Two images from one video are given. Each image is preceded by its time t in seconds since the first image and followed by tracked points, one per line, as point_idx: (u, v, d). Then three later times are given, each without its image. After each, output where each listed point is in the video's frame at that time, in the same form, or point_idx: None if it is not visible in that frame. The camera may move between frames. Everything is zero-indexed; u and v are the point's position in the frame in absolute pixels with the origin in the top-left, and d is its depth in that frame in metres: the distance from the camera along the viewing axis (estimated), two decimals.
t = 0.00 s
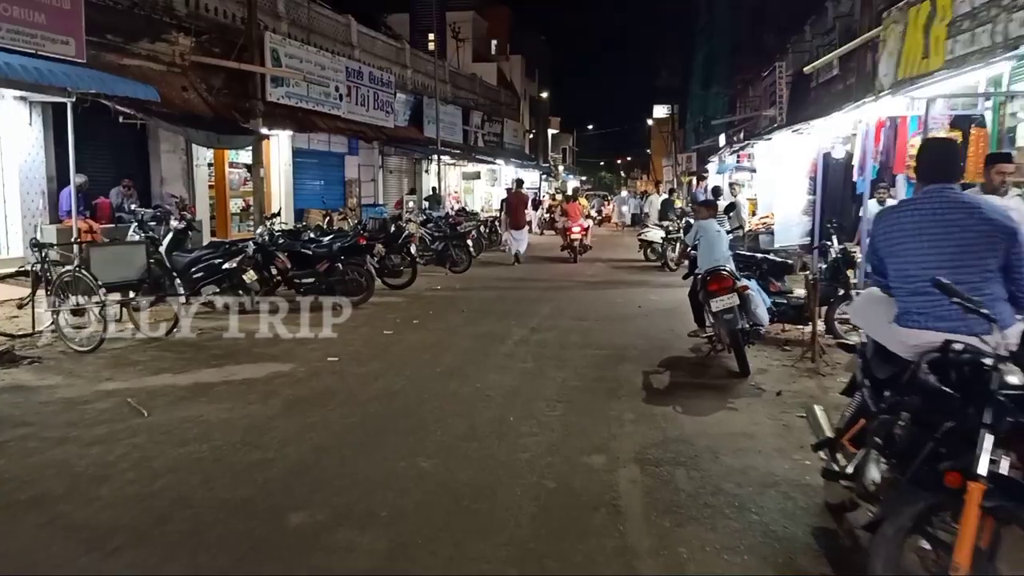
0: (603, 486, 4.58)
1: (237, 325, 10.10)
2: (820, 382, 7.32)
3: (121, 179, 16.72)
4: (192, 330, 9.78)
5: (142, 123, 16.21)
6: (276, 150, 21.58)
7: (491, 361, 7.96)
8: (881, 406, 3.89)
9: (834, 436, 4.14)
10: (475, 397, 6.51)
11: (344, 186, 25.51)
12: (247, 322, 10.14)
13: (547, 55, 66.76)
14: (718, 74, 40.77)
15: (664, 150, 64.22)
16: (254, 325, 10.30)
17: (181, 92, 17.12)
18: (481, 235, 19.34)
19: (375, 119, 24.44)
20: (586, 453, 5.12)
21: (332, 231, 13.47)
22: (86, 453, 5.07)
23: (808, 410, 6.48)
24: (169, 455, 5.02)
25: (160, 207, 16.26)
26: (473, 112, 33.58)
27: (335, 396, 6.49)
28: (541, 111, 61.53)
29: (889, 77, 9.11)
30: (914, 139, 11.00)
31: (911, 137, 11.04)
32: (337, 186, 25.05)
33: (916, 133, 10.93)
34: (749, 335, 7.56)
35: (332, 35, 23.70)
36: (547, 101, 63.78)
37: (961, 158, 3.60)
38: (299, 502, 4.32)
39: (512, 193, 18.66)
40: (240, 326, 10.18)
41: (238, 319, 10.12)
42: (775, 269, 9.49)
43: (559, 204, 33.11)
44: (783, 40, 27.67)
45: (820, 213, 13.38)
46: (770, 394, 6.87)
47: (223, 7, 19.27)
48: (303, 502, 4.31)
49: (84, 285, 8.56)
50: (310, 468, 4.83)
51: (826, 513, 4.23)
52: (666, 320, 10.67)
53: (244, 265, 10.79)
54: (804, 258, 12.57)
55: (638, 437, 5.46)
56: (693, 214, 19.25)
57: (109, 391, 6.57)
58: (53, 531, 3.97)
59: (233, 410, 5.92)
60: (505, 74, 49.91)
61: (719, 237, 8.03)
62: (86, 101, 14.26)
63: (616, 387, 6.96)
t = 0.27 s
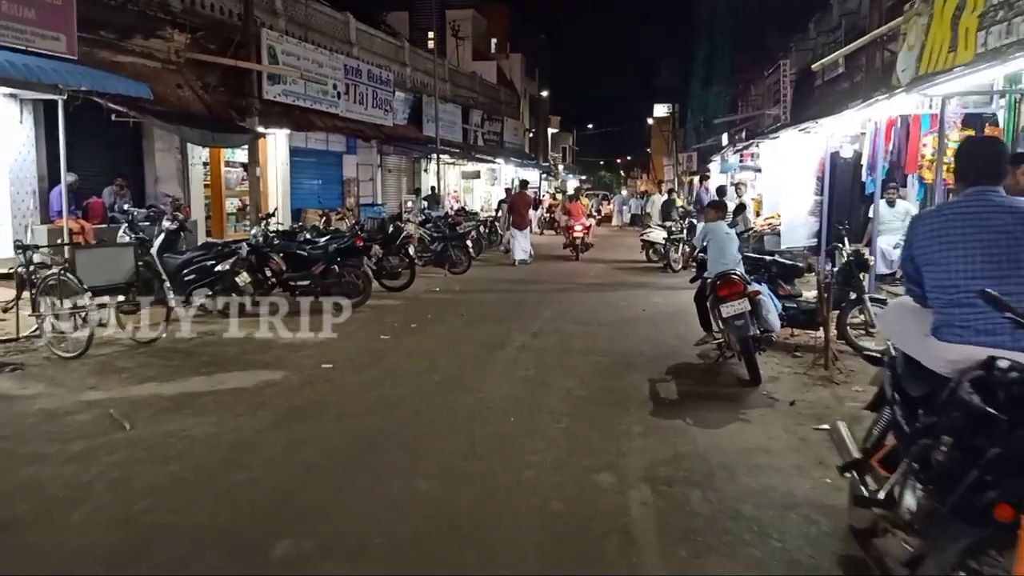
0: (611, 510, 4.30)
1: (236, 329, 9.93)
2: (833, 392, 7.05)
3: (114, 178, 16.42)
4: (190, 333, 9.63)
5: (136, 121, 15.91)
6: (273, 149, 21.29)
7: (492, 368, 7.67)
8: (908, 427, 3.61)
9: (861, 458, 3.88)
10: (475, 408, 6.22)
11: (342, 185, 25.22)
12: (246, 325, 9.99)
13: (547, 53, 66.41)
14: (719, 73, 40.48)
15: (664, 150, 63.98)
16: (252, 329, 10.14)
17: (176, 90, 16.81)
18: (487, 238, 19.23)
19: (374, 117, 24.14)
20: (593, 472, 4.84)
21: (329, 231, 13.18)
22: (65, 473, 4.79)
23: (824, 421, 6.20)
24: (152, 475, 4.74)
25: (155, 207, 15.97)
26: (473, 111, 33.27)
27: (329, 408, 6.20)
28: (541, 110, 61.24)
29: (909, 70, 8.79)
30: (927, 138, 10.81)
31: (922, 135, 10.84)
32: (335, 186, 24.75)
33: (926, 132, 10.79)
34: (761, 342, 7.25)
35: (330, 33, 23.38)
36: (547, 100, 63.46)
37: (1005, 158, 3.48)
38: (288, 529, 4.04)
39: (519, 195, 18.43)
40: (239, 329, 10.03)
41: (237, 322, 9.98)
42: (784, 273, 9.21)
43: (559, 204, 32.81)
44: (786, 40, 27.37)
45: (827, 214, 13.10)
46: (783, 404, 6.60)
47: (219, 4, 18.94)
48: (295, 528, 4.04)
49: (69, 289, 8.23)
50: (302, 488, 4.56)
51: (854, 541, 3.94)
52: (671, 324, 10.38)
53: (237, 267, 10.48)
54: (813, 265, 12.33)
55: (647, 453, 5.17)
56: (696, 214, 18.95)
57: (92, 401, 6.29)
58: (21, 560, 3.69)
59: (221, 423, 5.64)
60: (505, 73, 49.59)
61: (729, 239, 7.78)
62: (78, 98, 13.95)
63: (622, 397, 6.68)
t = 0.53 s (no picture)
0: (624, 532, 3.98)
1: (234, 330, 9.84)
2: (853, 399, 6.72)
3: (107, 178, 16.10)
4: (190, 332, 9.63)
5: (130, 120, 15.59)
6: (272, 148, 20.97)
7: (494, 374, 7.35)
8: (958, 449, 3.32)
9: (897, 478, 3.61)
10: (477, 419, 5.91)
11: (342, 185, 24.91)
12: (246, 326, 9.97)
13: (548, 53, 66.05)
14: (722, 73, 40.16)
15: (666, 150, 63.60)
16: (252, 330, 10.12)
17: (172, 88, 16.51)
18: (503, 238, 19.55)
19: (373, 116, 23.81)
20: (604, 489, 4.52)
21: (326, 232, 12.86)
22: (39, 492, 4.47)
23: (844, 431, 5.88)
24: (132, 495, 4.42)
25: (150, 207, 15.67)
26: (474, 111, 32.94)
27: (324, 418, 5.88)
28: (542, 110, 60.89)
29: (936, 61, 8.44)
30: (943, 135, 10.54)
31: (938, 133, 10.56)
32: (334, 185, 24.44)
33: (942, 129, 10.55)
34: (777, 348, 6.92)
35: (329, 31, 23.07)
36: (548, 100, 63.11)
37: None
38: (275, 554, 3.73)
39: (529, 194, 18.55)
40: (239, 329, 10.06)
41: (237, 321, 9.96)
42: (796, 274, 8.89)
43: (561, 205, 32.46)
44: (791, 37, 27.03)
45: (838, 213, 12.78)
46: (802, 413, 6.28)
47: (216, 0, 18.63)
48: (282, 554, 3.73)
49: (54, 291, 7.95)
50: (292, 509, 4.23)
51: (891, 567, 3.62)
52: (679, 328, 10.05)
53: (231, 268, 10.16)
54: (829, 263, 12.38)
55: (660, 467, 4.86)
56: (701, 214, 18.61)
57: (74, 410, 5.98)
58: None
59: (208, 435, 5.33)
60: (506, 72, 49.25)
61: (743, 240, 7.46)
62: (70, 96, 13.65)
63: (632, 405, 6.35)
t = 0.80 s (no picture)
0: (635, 567, 3.68)
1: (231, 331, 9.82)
2: (871, 413, 6.42)
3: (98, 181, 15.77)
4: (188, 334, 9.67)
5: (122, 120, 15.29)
6: (269, 150, 20.67)
7: (495, 386, 7.04)
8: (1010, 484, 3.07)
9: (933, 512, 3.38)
10: (476, 436, 5.60)
11: (340, 187, 24.60)
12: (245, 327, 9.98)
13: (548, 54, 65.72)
14: (724, 73, 39.83)
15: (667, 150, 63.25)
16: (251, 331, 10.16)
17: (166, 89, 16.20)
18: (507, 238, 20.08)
19: (372, 117, 23.49)
20: (613, 517, 4.21)
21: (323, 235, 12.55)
22: None
23: (866, 450, 5.57)
24: (103, 524, 4.10)
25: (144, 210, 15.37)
26: (474, 111, 32.62)
27: (313, 436, 5.56)
28: (543, 110, 60.55)
29: (969, 58, 7.94)
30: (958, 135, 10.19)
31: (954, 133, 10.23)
32: (333, 187, 24.13)
33: (958, 130, 10.14)
34: (792, 359, 6.59)
35: (328, 30, 22.75)
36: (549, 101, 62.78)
37: None
38: None
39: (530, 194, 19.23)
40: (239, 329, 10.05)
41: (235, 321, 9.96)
42: (808, 280, 8.58)
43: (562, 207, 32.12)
44: (795, 37, 26.69)
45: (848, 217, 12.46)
46: (819, 429, 5.99)
47: None
48: None
49: (34, 300, 7.64)
50: (276, 541, 3.91)
51: None
52: (686, 335, 9.73)
53: (223, 274, 9.82)
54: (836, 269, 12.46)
55: (672, 492, 4.55)
56: (706, 217, 18.29)
57: (52, 427, 5.68)
58: None
59: (191, 456, 5.03)
60: (507, 73, 48.91)
61: (755, 245, 7.16)
62: (61, 96, 13.35)
63: (640, 420, 6.04)
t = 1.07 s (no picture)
0: None
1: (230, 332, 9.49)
2: (887, 422, 6.09)
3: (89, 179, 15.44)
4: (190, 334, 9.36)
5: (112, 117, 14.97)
6: (263, 147, 20.33)
7: (491, 392, 6.69)
8: None
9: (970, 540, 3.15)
10: (469, 447, 5.26)
11: (336, 185, 24.24)
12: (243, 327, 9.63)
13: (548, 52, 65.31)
14: (725, 71, 39.47)
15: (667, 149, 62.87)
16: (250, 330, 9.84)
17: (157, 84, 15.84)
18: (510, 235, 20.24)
19: (368, 115, 23.13)
20: (616, 539, 3.88)
21: (315, 234, 12.21)
22: None
23: (884, 462, 5.23)
24: (59, 548, 3.75)
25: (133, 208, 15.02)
26: (473, 109, 32.25)
27: (295, 447, 5.21)
28: (542, 109, 60.16)
29: (996, 44, 7.56)
30: (971, 131, 9.96)
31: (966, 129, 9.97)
32: (329, 185, 23.78)
33: (970, 125, 9.92)
34: (803, 364, 6.27)
35: (323, 26, 22.36)
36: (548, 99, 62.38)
37: None
38: None
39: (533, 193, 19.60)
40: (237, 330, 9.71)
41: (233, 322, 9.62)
42: (817, 280, 8.26)
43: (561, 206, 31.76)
44: (798, 34, 26.34)
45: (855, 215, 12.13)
46: (832, 439, 5.66)
47: None
48: None
49: (6, 301, 7.30)
50: (247, 568, 3.56)
51: None
52: (689, 337, 9.39)
53: (210, 273, 9.48)
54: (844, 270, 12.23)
55: (679, 510, 4.21)
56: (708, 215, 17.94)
57: (18, 437, 5.34)
58: None
59: (162, 469, 4.68)
60: (506, 71, 48.50)
61: (763, 245, 6.76)
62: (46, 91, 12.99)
63: (644, 430, 5.69)
